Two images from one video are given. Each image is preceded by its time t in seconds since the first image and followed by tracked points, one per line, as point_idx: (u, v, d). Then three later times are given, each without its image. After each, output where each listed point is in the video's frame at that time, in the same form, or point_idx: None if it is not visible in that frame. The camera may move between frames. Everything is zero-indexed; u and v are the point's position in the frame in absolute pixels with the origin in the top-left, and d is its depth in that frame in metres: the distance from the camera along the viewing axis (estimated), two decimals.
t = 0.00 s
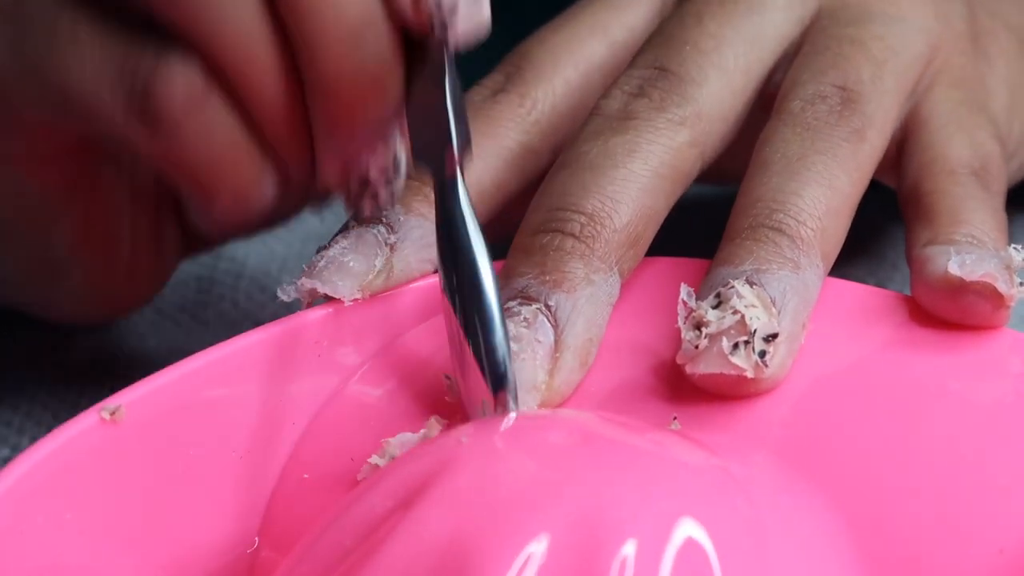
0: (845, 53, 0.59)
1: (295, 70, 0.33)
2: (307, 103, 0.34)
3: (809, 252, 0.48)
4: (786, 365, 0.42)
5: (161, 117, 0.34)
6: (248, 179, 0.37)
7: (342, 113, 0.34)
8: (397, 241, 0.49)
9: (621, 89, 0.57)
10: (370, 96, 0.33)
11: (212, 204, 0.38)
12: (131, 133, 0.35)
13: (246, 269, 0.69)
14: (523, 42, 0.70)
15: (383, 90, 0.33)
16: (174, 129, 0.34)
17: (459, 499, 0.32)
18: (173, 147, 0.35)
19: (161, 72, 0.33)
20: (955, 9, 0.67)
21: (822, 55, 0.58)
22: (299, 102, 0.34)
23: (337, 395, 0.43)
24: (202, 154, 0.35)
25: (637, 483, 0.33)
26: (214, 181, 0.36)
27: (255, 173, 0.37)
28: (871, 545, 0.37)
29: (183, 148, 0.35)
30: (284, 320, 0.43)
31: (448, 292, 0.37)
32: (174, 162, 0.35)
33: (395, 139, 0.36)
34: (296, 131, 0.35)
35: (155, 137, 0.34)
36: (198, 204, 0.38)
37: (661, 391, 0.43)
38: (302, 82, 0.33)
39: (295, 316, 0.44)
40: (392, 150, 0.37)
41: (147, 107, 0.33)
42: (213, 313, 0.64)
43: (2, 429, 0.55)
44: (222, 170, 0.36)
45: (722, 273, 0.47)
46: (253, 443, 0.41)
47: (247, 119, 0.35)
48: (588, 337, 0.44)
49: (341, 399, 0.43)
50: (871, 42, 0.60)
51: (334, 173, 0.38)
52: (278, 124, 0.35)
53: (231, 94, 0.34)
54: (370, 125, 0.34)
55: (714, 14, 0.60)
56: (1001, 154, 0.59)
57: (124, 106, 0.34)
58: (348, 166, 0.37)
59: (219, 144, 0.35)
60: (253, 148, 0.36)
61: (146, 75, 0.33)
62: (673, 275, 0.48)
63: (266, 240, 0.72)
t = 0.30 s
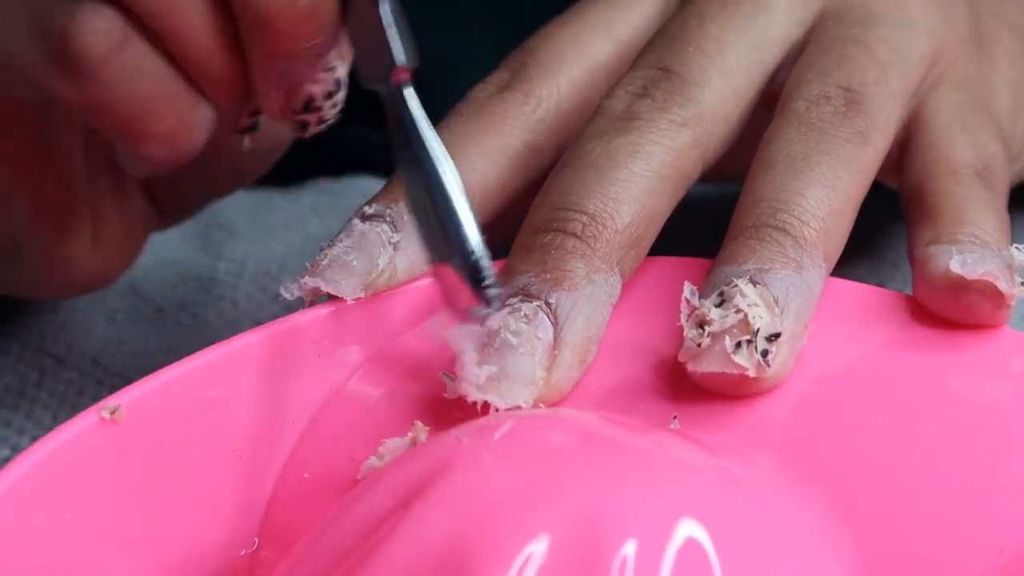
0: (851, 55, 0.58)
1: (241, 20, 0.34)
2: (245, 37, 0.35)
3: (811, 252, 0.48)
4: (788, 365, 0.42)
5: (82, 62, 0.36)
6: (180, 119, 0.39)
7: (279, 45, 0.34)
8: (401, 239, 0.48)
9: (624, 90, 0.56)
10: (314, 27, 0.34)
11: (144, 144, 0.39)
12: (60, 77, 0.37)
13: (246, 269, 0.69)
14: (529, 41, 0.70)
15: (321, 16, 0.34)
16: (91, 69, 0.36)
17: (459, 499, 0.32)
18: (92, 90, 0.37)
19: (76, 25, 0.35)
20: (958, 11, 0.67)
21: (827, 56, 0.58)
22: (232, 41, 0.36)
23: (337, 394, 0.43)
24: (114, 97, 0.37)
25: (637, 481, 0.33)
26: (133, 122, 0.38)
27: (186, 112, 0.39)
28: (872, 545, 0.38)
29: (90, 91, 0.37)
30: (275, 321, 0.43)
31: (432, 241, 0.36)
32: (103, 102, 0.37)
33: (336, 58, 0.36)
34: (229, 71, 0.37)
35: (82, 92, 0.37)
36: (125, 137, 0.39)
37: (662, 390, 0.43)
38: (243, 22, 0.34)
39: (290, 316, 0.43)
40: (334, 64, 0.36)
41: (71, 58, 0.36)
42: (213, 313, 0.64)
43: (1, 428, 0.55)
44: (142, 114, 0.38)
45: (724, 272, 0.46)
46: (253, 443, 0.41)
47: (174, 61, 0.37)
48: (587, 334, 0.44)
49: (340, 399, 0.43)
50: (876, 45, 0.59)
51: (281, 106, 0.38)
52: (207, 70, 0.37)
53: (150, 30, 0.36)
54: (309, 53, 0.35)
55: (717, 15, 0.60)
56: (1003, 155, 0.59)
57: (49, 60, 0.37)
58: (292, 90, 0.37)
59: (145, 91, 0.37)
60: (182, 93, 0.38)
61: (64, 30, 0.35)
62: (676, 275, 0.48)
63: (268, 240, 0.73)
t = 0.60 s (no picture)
0: (849, 55, 0.58)
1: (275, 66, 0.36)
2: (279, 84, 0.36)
3: (812, 253, 0.48)
4: (787, 366, 0.42)
5: (125, 117, 0.36)
6: (225, 162, 0.39)
7: (311, 89, 0.36)
8: (397, 240, 0.50)
9: (627, 91, 0.56)
10: (343, 75, 0.36)
11: (190, 189, 0.40)
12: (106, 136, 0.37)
13: (246, 269, 0.69)
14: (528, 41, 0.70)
15: (348, 62, 0.35)
16: (132, 122, 0.36)
17: (460, 500, 0.32)
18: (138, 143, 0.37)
19: (118, 81, 0.36)
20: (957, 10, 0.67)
21: (825, 56, 0.58)
22: (266, 82, 0.37)
23: (337, 394, 0.43)
24: (160, 149, 0.37)
25: (638, 483, 0.33)
26: (181, 169, 0.38)
27: (230, 155, 0.39)
28: (872, 545, 0.37)
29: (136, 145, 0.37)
30: (284, 320, 0.43)
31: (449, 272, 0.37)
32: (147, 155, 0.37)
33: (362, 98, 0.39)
34: (266, 109, 0.38)
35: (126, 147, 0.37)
36: (171, 186, 0.40)
37: (662, 391, 0.43)
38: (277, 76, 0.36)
39: (293, 316, 0.44)
40: (362, 110, 0.39)
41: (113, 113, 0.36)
42: (213, 313, 0.64)
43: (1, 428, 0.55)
44: (189, 160, 0.38)
45: (724, 274, 0.46)
46: (254, 444, 0.41)
47: (212, 107, 0.38)
48: (594, 343, 0.44)
49: (340, 399, 0.43)
50: (875, 44, 0.59)
51: (316, 147, 0.40)
52: (247, 111, 0.38)
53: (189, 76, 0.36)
54: (337, 97, 0.37)
55: (718, 17, 0.60)
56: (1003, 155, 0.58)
57: (89, 116, 0.37)
58: (326, 135, 0.39)
59: (189, 137, 0.38)
60: (225, 137, 0.39)
61: (104, 88, 0.36)
62: (675, 277, 0.48)
63: (267, 240, 0.73)
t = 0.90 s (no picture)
0: (841, 57, 0.58)
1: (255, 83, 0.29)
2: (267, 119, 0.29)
3: (809, 250, 0.48)
4: (786, 361, 0.42)
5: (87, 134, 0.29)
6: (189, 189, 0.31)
7: (302, 128, 0.29)
8: (398, 238, 0.48)
9: (618, 94, 0.57)
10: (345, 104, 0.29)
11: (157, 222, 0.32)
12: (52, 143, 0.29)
13: (247, 268, 0.69)
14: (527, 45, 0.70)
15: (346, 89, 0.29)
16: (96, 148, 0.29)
17: (459, 499, 0.32)
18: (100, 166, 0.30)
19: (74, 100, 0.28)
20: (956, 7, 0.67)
21: (817, 59, 0.58)
22: (253, 109, 0.29)
23: (337, 393, 0.43)
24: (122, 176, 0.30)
25: (636, 484, 0.33)
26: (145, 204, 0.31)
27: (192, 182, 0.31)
28: (870, 544, 0.37)
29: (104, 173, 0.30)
30: (283, 318, 0.43)
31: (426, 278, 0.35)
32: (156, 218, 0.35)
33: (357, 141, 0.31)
34: (246, 146, 0.30)
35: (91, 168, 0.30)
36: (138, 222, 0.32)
37: (662, 390, 0.43)
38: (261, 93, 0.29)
39: (299, 312, 0.44)
40: (357, 158, 0.31)
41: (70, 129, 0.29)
42: (214, 312, 0.64)
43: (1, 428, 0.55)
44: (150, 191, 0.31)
45: (721, 272, 0.46)
46: (253, 442, 0.41)
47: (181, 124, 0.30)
48: (583, 330, 0.44)
49: (341, 398, 0.43)
50: (866, 45, 0.59)
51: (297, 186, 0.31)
52: (229, 142, 0.30)
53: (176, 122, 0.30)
54: (340, 135, 0.30)
55: (709, 17, 0.60)
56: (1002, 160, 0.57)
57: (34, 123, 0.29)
58: (309, 172, 0.31)
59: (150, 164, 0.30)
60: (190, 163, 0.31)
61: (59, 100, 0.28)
62: (674, 275, 0.48)
63: (268, 239, 0.72)
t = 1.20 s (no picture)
0: (827, 52, 0.58)
1: None
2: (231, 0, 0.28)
3: (803, 246, 0.48)
4: (786, 358, 0.42)
5: None
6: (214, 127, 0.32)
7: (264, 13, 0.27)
8: (388, 238, 0.48)
9: (592, 83, 0.57)
10: None
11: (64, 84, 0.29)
12: None
13: (246, 268, 0.69)
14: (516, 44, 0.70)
15: None
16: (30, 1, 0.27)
17: (458, 500, 0.32)
18: (15, 24, 0.27)
19: None
20: None
21: (801, 57, 0.58)
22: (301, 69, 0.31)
23: (336, 393, 0.43)
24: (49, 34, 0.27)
25: (634, 482, 0.33)
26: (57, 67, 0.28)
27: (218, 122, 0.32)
28: (870, 544, 0.37)
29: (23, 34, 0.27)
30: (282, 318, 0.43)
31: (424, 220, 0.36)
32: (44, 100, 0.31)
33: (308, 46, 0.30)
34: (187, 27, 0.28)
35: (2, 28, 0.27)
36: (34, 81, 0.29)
37: (661, 389, 0.43)
38: None
39: (291, 315, 0.43)
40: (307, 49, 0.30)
41: None
42: (213, 313, 0.64)
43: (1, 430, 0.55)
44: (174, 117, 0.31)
45: (717, 274, 0.46)
46: (253, 443, 0.41)
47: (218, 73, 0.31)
48: (578, 323, 0.44)
49: (341, 397, 0.43)
50: (850, 40, 0.58)
51: (244, 71, 0.30)
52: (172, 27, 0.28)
53: None
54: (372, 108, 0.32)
55: (687, 8, 0.60)
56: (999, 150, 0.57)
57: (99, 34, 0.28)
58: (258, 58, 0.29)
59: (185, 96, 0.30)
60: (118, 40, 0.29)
61: None
62: (670, 274, 0.48)
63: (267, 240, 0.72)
